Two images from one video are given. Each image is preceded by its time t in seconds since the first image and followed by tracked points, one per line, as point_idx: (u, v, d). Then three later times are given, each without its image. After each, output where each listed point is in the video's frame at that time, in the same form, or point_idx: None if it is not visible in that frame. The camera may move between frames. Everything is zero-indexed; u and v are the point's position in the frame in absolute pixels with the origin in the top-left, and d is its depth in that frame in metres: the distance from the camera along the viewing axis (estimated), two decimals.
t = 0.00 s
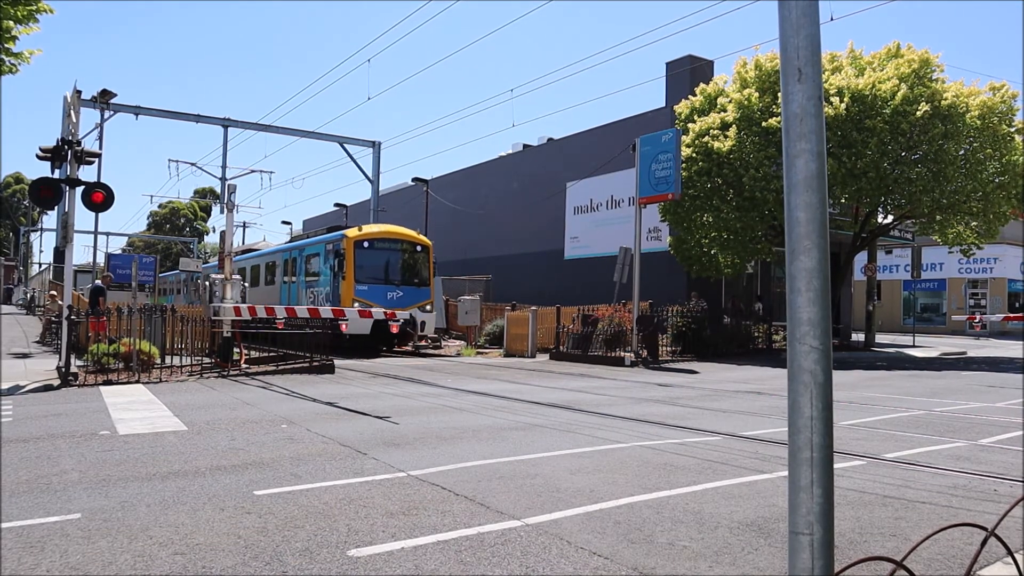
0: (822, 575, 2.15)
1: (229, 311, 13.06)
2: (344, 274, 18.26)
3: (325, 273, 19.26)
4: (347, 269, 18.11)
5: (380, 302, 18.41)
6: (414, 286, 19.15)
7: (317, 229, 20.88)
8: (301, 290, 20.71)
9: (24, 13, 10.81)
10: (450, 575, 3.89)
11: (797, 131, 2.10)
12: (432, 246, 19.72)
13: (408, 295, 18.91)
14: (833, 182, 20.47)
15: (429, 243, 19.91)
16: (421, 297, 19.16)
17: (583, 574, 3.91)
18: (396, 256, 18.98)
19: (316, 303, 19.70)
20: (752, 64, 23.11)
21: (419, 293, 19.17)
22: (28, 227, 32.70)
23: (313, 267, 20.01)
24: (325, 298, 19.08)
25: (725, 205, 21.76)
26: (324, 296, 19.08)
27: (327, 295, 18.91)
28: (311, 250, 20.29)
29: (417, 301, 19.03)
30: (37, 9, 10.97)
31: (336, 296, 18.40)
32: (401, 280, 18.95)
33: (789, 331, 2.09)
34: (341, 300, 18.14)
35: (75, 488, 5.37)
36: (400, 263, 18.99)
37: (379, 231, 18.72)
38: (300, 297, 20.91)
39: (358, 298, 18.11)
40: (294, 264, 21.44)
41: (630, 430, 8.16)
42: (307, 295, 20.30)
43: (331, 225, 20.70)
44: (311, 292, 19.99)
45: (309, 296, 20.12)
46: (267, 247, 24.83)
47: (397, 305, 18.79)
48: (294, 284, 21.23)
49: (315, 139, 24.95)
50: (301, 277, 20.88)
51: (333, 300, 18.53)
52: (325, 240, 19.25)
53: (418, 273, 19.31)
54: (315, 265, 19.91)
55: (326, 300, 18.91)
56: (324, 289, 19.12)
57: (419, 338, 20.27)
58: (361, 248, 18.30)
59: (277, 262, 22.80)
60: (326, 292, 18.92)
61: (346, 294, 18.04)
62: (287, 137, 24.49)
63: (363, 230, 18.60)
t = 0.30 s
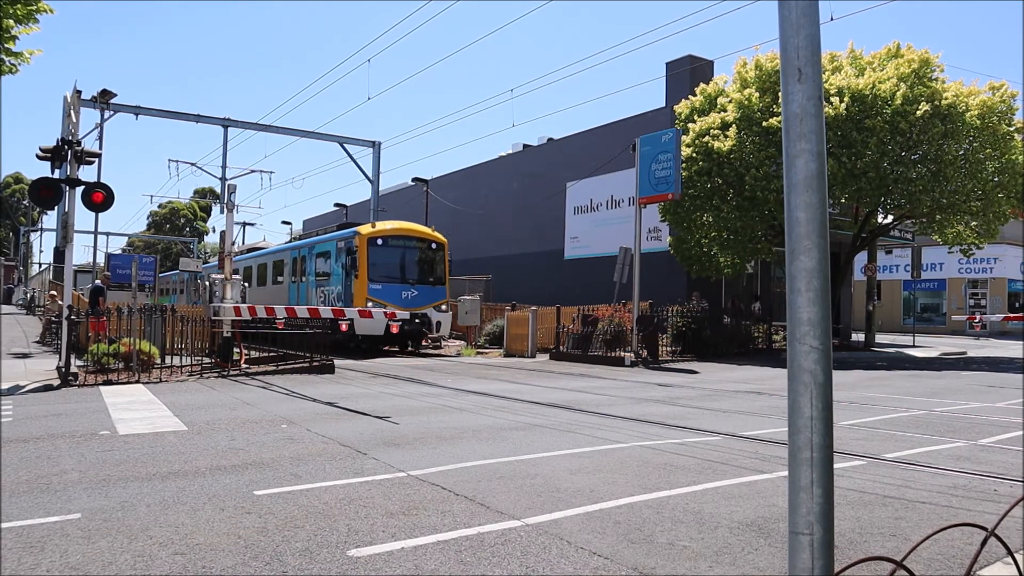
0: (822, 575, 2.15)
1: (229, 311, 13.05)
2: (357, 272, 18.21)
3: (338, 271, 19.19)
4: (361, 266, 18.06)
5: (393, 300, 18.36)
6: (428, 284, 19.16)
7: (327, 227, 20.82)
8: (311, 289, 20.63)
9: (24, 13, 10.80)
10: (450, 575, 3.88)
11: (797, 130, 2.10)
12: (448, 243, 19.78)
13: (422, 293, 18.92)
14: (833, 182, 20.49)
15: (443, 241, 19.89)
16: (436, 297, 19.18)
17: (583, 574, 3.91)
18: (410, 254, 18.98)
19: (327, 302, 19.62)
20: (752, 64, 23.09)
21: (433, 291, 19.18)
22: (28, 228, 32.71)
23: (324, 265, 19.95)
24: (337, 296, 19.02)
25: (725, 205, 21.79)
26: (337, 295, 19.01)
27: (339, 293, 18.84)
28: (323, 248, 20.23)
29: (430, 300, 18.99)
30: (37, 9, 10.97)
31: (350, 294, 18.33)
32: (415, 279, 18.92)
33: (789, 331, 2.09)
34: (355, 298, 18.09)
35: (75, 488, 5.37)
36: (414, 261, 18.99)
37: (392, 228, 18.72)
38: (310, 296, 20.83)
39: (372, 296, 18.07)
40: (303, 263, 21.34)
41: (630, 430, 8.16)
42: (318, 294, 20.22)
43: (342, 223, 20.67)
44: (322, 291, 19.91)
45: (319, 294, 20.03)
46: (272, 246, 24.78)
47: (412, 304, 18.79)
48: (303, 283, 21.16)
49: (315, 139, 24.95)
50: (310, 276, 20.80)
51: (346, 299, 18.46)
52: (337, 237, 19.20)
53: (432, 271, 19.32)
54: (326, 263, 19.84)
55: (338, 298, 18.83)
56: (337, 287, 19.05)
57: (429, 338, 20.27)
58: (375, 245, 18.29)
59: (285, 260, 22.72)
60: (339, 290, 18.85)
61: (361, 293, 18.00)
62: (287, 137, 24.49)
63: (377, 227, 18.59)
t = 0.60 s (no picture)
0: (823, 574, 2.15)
1: (229, 311, 13.03)
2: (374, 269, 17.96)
3: (354, 268, 18.97)
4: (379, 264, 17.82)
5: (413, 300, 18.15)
6: (446, 283, 18.97)
7: (340, 223, 20.59)
8: (326, 287, 20.40)
9: (24, 13, 10.80)
10: (450, 575, 3.88)
11: (797, 130, 2.10)
12: (467, 241, 19.63)
13: (441, 292, 18.72)
14: (833, 182, 20.48)
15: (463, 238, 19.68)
16: (454, 296, 18.98)
17: (583, 574, 3.91)
18: (427, 251, 18.79)
19: (342, 301, 19.39)
20: (752, 64, 23.09)
21: (452, 290, 18.99)
22: (28, 228, 32.70)
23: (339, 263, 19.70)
24: (354, 295, 18.78)
25: (725, 204, 21.81)
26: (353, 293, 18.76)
27: (356, 292, 18.60)
28: (337, 245, 20.00)
29: (450, 300, 18.78)
30: (37, 9, 10.97)
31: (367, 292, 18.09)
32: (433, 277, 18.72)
33: (789, 331, 2.09)
34: (372, 296, 17.87)
35: (75, 488, 5.37)
36: (431, 258, 18.78)
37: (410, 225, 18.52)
38: (324, 295, 20.61)
39: (390, 295, 17.84)
40: (316, 261, 21.10)
41: (630, 430, 8.16)
42: (332, 292, 20.00)
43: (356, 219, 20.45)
44: (336, 289, 19.67)
45: (334, 293, 19.79)
46: (279, 243, 24.60)
47: (430, 303, 18.59)
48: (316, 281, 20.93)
49: (315, 139, 24.94)
50: (324, 274, 20.59)
51: (363, 297, 18.21)
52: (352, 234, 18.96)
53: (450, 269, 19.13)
54: (341, 260, 19.60)
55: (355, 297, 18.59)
56: (353, 285, 18.81)
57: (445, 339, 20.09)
58: (392, 242, 18.08)
59: (296, 258, 22.50)
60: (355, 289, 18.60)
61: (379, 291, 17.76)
62: (287, 137, 24.48)
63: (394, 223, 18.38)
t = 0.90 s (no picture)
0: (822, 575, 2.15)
1: (229, 312, 13.02)
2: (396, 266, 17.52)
3: (373, 266, 18.54)
4: (401, 261, 17.37)
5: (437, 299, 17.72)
6: (471, 281, 18.55)
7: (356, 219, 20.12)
8: (342, 286, 19.95)
9: (24, 12, 10.79)
10: (450, 575, 3.88)
11: (797, 130, 2.10)
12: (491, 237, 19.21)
13: (465, 290, 18.29)
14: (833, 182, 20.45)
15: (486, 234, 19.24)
16: (479, 295, 18.54)
17: (583, 573, 3.91)
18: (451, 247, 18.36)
19: (361, 300, 18.93)
20: (752, 64, 23.07)
21: (477, 288, 18.57)
22: (28, 227, 32.70)
23: (357, 260, 19.24)
24: (373, 294, 18.33)
25: (725, 204, 21.80)
26: (373, 292, 18.30)
27: (376, 290, 18.13)
28: (355, 242, 19.51)
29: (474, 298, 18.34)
30: (37, 8, 10.97)
31: (390, 291, 17.61)
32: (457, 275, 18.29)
33: (789, 331, 2.09)
34: (394, 295, 17.40)
35: (74, 488, 5.37)
36: (454, 255, 18.36)
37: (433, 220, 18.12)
38: (340, 294, 20.15)
39: (413, 294, 17.39)
40: (331, 259, 20.63)
41: (630, 431, 8.16)
42: (349, 291, 19.57)
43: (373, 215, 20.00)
44: (353, 288, 19.19)
45: (351, 291, 19.33)
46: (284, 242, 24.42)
47: (454, 302, 18.16)
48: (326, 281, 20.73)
49: (315, 139, 24.95)
50: (340, 273, 20.13)
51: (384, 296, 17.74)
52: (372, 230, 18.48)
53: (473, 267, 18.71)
54: (360, 257, 19.12)
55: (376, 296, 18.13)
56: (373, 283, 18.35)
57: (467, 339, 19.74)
58: (415, 238, 17.66)
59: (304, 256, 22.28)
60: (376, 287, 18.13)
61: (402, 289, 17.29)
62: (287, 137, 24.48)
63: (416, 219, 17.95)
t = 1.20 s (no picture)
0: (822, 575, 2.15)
1: (229, 311, 13.03)
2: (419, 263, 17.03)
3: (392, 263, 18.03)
4: (424, 257, 16.89)
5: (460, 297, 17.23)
6: (495, 279, 18.07)
7: (374, 214, 19.57)
8: (357, 285, 19.42)
9: (24, 13, 10.80)
10: (450, 575, 3.89)
11: (797, 130, 2.10)
12: (516, 233, 18.76)
13: (490, 289, 17.82)
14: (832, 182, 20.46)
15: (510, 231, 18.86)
16: (503, 294, 18.04)
17: (583, 573, 3.91)
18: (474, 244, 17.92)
19: (379, 299, 18.40)
20: (752, 64, 23.07)
21: (500, 288, 18.08)
22: (28, 228, 32.69)
23: (376, 257, 18.71)
24: (393, 292, 17.83)
25: (725, 204, 21.78)
26: (393, 290, 17.78)
27: (397, 288, 17.61)
28: (374, 238, 18.99)
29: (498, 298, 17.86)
30: (37, 9, 10.98)
31: (412, 289, 17.11)
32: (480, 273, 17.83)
33: (789, 331, 2.09)
34: (416, 293, 16.92)
35: (75, 488, 5.37)
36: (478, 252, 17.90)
37: (456, 216, 17.69)
38: (356, 293, 19.63)
39: (436, 292, 16.92)
40: (347, 255, 20.07)
41: (630, 431, 8.16)
42: (365, 290, 19.05)
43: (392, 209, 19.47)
44: (371, 287, 18.64)
45: (368, 289, 18.76)
46: (286, 242, 24.54)
47: (479, 302, 17.68)
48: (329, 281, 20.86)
49: (315, 139, 24.97)
50: (356, 270, 19.60)
51: (406, 295, 17.25)
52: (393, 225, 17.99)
53: (497, 264, 18.26)
54: (378, 254, 18.61)
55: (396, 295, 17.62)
56: (393, 281, 17.83)
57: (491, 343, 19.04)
58: (438, 234, 17.22)
59: (307, 256, 22.37)
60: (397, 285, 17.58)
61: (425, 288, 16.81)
62: (287, 137, 24.51)
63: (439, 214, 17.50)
